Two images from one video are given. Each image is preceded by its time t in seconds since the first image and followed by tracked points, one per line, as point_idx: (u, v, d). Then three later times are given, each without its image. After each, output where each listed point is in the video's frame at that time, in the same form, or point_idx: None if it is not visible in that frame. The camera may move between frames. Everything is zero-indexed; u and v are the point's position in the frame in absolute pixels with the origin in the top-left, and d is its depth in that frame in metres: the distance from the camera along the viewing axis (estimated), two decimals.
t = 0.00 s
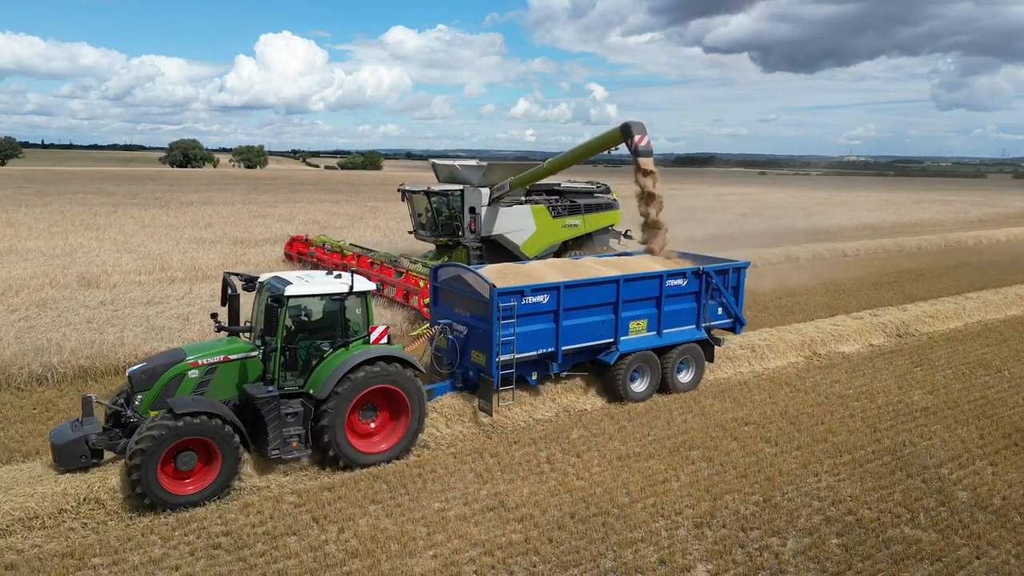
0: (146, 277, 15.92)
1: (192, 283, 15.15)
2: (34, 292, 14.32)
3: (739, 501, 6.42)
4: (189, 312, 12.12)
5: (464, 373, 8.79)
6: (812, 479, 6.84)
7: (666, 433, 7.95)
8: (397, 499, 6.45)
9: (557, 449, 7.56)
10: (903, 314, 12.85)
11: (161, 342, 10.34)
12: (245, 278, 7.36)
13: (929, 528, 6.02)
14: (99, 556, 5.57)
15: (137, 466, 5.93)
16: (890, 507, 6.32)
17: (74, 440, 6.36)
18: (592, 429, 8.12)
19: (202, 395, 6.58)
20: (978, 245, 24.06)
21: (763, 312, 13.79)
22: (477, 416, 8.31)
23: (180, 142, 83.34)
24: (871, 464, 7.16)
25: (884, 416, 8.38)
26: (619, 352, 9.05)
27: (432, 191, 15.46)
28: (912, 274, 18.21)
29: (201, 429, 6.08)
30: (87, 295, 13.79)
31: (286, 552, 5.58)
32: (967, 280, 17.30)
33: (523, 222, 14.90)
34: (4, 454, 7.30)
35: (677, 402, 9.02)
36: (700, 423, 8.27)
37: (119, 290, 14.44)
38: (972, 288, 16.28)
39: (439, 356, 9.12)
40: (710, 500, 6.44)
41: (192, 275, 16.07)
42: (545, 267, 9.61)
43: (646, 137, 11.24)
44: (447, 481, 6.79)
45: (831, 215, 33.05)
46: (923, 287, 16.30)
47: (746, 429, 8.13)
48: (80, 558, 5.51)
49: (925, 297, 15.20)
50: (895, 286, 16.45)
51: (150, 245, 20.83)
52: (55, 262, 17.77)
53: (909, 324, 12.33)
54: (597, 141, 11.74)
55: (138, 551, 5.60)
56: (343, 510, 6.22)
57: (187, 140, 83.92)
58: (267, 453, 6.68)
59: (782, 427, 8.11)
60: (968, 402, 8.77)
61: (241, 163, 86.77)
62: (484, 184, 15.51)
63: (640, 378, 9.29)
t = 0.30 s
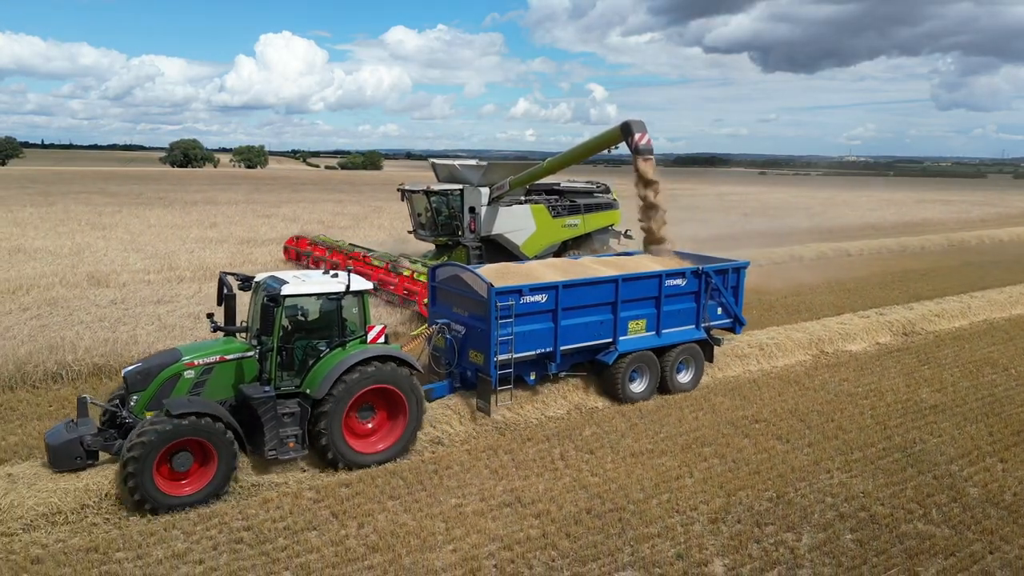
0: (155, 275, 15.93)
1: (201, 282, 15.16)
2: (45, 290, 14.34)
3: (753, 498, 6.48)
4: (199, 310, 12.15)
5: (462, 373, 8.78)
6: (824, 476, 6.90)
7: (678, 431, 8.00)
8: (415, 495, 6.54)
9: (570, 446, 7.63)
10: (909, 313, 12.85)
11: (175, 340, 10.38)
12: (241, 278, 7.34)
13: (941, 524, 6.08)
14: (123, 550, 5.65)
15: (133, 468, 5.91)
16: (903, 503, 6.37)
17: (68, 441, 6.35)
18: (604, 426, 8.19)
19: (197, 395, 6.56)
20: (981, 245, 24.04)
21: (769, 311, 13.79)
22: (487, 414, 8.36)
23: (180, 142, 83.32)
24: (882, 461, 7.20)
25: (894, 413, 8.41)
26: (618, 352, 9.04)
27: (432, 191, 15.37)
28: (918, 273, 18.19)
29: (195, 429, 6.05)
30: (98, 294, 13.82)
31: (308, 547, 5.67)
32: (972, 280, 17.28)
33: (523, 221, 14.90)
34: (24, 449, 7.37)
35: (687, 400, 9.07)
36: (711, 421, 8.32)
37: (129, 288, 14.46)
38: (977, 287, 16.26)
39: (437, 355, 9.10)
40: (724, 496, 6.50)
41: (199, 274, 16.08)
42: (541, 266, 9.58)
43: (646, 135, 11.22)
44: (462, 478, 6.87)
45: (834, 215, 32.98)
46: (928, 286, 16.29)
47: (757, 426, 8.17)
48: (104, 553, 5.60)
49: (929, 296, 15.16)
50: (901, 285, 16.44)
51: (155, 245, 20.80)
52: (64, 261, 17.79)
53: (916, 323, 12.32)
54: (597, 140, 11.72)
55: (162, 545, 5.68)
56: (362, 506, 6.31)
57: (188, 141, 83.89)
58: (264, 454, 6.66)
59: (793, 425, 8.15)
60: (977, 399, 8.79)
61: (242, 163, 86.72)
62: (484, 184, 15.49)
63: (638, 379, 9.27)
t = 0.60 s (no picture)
0: (163, 274, 15.94)
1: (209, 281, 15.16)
2: (55, 289, 14.35)
3: (766, 493, 6.51)
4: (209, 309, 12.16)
5: (460, 373, 8.77)
6: (834, 471, 6.91)
7: (688, 428, 8.03)
8: (432, 490, 6.60)
9: (582, 443, 7.66)
10: (915, 312, 12.83)
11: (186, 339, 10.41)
12: (237, 277, 7.31)
13: (952, 519, 6.11)
14: (145, 544, 5.73)
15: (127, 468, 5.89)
16: (913, 498, 6.39)
17: (63, 441, 6.33)
18: (615, 423, 8.23)
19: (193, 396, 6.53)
20: (984, 245, 24.00)
21: (775, 310, 13.77)
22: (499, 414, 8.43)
23: (181, 142, 83.30)
24: (892, 457, 7.21)
25: (903, 411, 8.40)
26: (617, 352, 9.02)
27: (431, 190, 15.34)
28: (921, 273, 18.16)
29: (191, 430, 6.02)
30: (107, 292, 13.83)
31: (328, 540, 5.74)
32: (978, 280, 17.23)
33: (522, 221, 14.90)
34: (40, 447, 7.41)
35: (697, 398, 9.10)
36: (721, 418, 8.34)
37: (137, 287, 14.48)
38: (981, 287, 16.25)
39: (435, 355, 9.09)
40: (736, 492, 6.53)
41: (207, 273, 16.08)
42: (539, 266, 9.57)
43: (645, 134, 11.21)
44: (476, 474, 6.93)
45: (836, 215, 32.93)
46: (932, 285, 16.28)
47: (766, 423, 8.16)
48: (127, 547, 5.67)
49: (933, 296, 15.14)
50: (905, 284, 16.42)
51: (159, 244, 20.78)
52: (72, 260, 17.80)
53: (921, 322, 12.31)
54: (596, 139, 11.71)
55: (183, 540, 5.76)
56: (379, 501, 6.37)
57: (189, 141, 83.95)
58: (260, 454, 6.63)
59: (802, 422, 8.14)
60: (984, 397, 8.79)
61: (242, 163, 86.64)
62: (484, 184, 15.49)
63: (637, 379, 9.25)
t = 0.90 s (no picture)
0: (173, 274, 15.94)
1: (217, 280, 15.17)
2: (66, 288, 14.36)
3: (777, 490, 6.51)
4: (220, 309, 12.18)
5: (458, 375, 8.74)
6: (844, 469, 6.91)
7: (698, 425, 8.05)
8: (448, 487, 6.64)
9: (594, 440, 7.69)
10: (920, 311, 12.82)
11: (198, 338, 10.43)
12: (234, 279, 7.29)
13: (961, 515, 6.11)
14: (168, 540, 5.79)
15: (123, 471, 5.88)
16: (923, 495, 6.39)
17: (60, 443, 6.31)
18: (625, 422, 8.25)
19: (190, 398, 6.52)
20: (986, 245, 23.97)
21: (780, 309, 13.75)
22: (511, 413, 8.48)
23: (182, 142, 83.38)
24: (901, 455, 7.20)
25: (911, 409, 8.39)
26: (615, 353, 9.01)
27: (430, 191, 15.31)
28: (925, 272, 18.15)
29: (187, 431, 6.02)
30: (118, 292, 13.85)
31: (348, 536, 5.79)
32: (981, 279, 17.20)
33: (522, 221, 14.89)
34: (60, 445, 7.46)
35: (706, 396, 9.11)
36: (730, 416, 8.34)
37: (148, 286, 14.49)
38: (985, 286, 16.23)
39: (433, 356, 9.07)
40: (748, 489, 6.54)
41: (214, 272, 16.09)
42: (538, 267, 9.56)
43: (645, 134, 11.20)
44: (490, 471, 6.97)
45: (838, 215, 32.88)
46: (936, 285, 16.27)
47: (775, 421, 8.16)
48: (151, 542, 5.74)
49: (936, 295, 15.13)
50: (909, 284, 16.40)
51: (164, 243, 20.77)
52: (81, 259, 17.81)
53: (926, 322, 12.30)
54: (596, 139, 11.70)
55: (206, 535, 5.83)
56: (396, 498, 6.42)
57: (189, 141, 83.99)
58: (257, 456, 6.61)
59: (811, 420, 8.13)
60: (991, 396, 8.78)
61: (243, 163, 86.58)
62: (483, 184, 15.49)
63: (636, 380, 9.24)
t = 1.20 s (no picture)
0: (182, 273, 15.93)
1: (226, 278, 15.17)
2: (76, 287, 14.37)
3: (788, 484, 6.53)
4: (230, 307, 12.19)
5: (456, 374, 8.73)
6: (853, 464, 6.91)
7: (708, 422, 8.07)
8: (464, 481, 6.69)
9: (605, 436, 7.71)
10: (924, 310, 12.83)
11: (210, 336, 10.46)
12: (231, 277, 7.28)
13: (970, 509, 6.12)
14: (192, 532, 5.89)
15: (120, 470, 5.87)
16: (931, 489, 6.40)
17: (56, 443, 6.30)
18: (636, 418, 8.28)
19: (186, 397, 6.52)
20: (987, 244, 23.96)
21: (785, 308, 13.76)
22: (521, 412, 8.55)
23: (183, 142, 83.43)
24: (909, 450, 7.20)
25: (918, 406, 8.39)
26: (614, 353, 9.02)
27: (429, 190, 15.22)
28: (928, 271, 18.14)
29: (184, 431, 6.02)
30: (128, 290, 13.86)
31: (367, 528, 5.86)
32: (985, 278, 17.21)
33: (523, 221, 14.91)
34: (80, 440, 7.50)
35: (715, 393, 9.12)
36: (739, 412, 8.35)
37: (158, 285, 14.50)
38: (988, 285, 16.23)
39: (431, 356, 9.05)
40: (759, 483, 6.55)
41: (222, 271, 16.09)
42: (536, 266, 9.56)
43: (645, 134, 11.21)
44: (504, 465, 7.01)
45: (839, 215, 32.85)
46: (939, 284, 16.28)
47: (785, 418, 8.16)
48: (175, 534, 5.83)
49: (939, 294, 15.13)
50: (912, 284, 16.40)
51: (170, 242, 20.76)
52: (89, 258, 17.81)
53: (931, 320, 12.31)
54: (596, 138, 11.70)
55: (228, 528, 5.92)
56: (412, 492, 6.48)
57: (190, 141, 84.02)
58: (254, 455, 6.61)
59: (819, 416, 8.13)
60: (997, 393, 8.78)
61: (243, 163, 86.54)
62: (482, 184, 15.52)
63: (634, 380, 9.24)
